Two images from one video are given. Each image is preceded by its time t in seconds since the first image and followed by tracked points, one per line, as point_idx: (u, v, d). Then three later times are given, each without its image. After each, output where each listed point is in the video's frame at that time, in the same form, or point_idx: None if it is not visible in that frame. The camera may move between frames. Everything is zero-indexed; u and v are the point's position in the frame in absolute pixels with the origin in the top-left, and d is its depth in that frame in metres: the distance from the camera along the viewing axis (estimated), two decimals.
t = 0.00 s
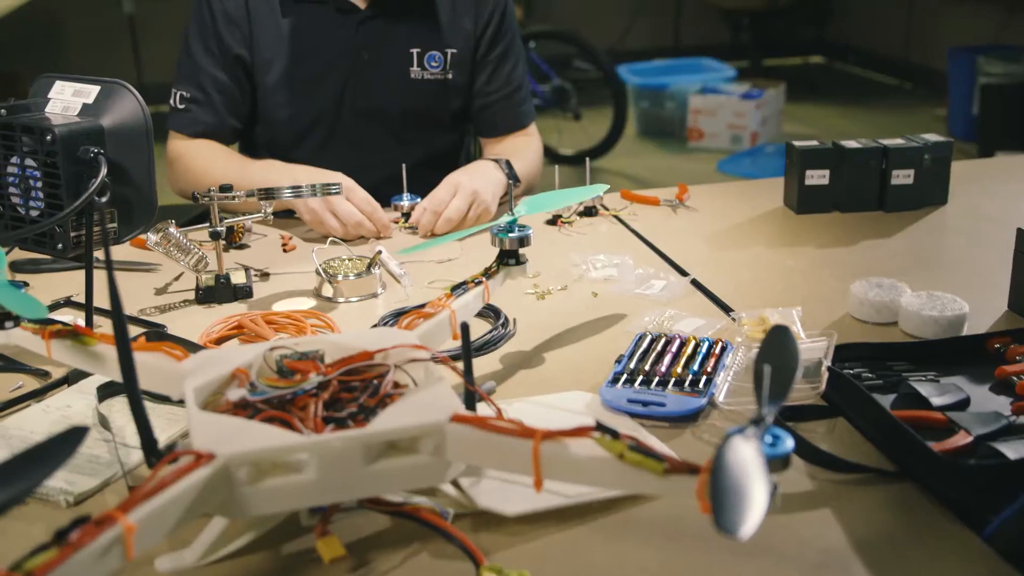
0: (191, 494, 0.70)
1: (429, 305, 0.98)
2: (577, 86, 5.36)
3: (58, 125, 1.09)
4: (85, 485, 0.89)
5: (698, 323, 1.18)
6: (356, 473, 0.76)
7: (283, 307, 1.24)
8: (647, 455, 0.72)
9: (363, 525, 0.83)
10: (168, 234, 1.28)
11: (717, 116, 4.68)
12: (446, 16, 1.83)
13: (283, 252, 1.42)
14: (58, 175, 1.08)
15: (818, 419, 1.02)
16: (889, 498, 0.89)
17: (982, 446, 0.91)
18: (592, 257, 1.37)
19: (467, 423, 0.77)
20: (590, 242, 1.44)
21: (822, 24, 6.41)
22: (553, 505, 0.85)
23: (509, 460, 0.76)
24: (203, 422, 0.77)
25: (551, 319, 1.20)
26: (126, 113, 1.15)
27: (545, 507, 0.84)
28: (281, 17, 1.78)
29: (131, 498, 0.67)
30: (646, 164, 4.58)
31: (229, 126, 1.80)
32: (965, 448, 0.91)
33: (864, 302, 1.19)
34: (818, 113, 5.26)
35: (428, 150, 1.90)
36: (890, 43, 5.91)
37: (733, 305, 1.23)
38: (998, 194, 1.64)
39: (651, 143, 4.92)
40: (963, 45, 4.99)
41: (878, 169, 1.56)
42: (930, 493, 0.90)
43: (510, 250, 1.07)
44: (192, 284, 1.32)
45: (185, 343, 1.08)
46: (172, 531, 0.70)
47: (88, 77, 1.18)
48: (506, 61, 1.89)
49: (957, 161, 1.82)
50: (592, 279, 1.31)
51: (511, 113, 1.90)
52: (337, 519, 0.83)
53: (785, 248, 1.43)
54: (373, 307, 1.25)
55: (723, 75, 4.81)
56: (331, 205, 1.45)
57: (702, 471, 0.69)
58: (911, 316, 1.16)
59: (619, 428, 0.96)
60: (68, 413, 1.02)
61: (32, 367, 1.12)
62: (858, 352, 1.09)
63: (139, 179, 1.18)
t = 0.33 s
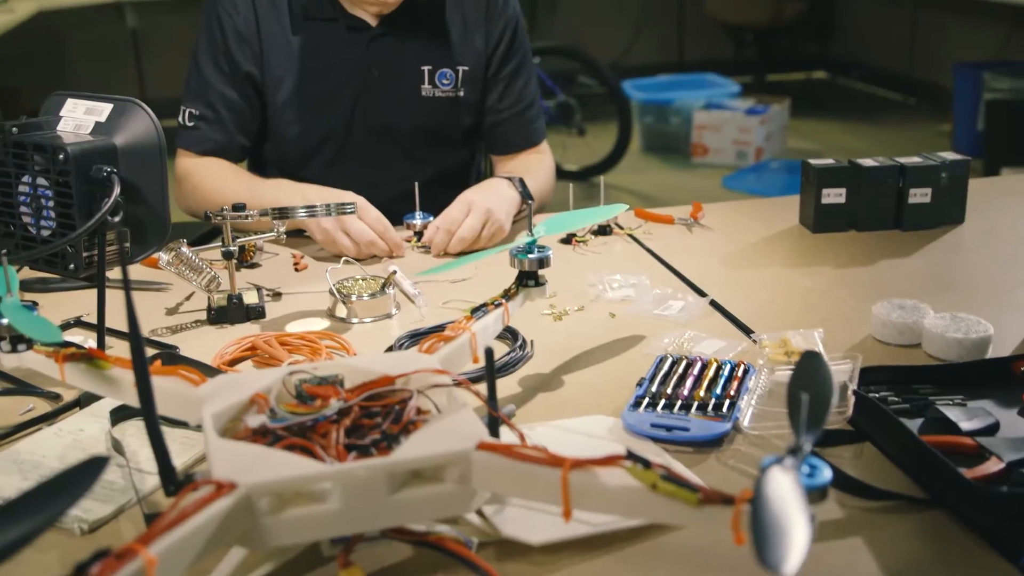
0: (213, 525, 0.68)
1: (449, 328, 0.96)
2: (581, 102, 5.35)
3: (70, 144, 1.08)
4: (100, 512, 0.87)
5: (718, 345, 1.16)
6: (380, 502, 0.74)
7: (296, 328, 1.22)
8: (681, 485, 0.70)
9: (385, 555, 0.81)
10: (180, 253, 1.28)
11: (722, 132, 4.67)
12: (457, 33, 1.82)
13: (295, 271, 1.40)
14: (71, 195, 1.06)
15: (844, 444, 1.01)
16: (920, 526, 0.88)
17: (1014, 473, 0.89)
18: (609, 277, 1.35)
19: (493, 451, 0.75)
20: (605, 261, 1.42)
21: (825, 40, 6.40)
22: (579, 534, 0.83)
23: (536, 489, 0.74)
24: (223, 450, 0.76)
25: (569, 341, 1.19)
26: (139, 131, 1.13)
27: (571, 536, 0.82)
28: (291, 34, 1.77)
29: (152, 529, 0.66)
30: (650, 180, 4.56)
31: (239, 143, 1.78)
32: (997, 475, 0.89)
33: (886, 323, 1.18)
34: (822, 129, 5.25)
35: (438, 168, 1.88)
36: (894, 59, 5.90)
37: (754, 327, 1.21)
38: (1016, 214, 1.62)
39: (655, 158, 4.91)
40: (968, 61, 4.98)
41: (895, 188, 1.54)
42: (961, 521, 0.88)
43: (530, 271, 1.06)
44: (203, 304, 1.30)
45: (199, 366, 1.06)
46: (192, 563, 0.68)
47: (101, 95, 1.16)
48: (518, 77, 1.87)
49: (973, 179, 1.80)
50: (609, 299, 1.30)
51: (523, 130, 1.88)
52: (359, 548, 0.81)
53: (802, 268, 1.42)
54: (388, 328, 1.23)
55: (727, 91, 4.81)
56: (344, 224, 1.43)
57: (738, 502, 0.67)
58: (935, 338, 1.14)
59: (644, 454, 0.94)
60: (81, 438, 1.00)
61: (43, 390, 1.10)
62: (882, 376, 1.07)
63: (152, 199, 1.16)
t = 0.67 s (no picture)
0: (233, 556, 0.67)
1: (468, 351, 0.95)
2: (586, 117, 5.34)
3: (82, 162, 1.06)
4: (114, 539, 0.85)
5: (737, 366, 1.15)
6: (403, 531, 0.73)
7: (310, 349, 1.21)
8: (714, 515, 0.68)
9: None
10: (192, 272, 1.27)
11: (726, 147, 4.66)
12: (468, 49, 1.81)
13: (306, 290, 1.38)
14: (83, 214, 1.05)
15: (869, 469, 0.99)
16: (950, 554, 0.86)
17: None
18: (625, 297, 1.34)
19: (519, 479, 0.73)
20: (620, 280, 1.40)
21: (828, 55, 6.40)
22: (606, 562, 0.81)
23: (563, 519, 0.72)
24: (242, 478, 0.74)
25: (587, 362, 1.17)
26: (153, 149, 1.12)
27: (598, 565, 0.81)
28: (301, 47, 1.75)
29: (170, 563, 0.64)
30: (655, 195, 4.55)
31: (247, 157, 1.77)
32: None
33: (908, 344, 1.16)
34: (826, 144, 5.24)
35: (450, 185, 1.87)
36: (897, 74, 5.89)
37: (774, 347, 1.20)
38: None
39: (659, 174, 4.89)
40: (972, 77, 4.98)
41: (911, 207, 1.53)
42: (993, 548, 0.86)
43: (549, 292, 1.04)
44: (215, 324, 1.29)
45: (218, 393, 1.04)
46: None
47: (113, 113, 1.15)
48: (530, 93, 1.86)
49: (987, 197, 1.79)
50: (625, 319, 1.28)
51: (537, 147, 1.86)
52: None
53: (819, 287, 1.40)
54: (402, 349, 1.21)
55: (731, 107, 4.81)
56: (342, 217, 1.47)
57: (773, 533, 0.66)
58: (958, 359, 1.13)
59: (667, 479, 0.92)
60: (92, 462, 0.98)
61: (54, 413, 1.08)
62: (906, 399, 1.05)
63: (165, 218, 1.14)
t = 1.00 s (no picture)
0: None
1: (488, 371, 0.93)
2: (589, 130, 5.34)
3: (94, 178, 1.05)
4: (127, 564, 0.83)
5: (757, 386, 1.13)
6: (428, 559, 0.71)
7: (323, 368, 1.19)
8: (746, 542, 0.66)
9: None
10: (203, 289, 1.25)
11: (730, 160, 4.66)
12: (481, 64, 1.80)
13: (317, 307, 1.37)
14: (94, 232, 1.03)
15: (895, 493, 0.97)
16: None
17: None
18: (640, 314, 1.32)
19: (546, 504, 0.72)
20: (635, 297, 1.39)
21: (831, 68, 6.39)
22: None
23: (590, 546, 0.71)
24: (262, 503, 0.72)
25: (605, 381, 1.15)
26: (165, 165, 1.10)
27: None
28: (310, 61, 1.74)
29: None
30: (658, 208, 4.54)
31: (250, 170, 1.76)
32: None
33: (930, 363, 1.14)
34: (829, 157, 5.23)
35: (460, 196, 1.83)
36: (900, 87, 5.89)
37: (795, 367, 1.18)
38: None
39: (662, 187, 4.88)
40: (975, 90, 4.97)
41: (927, 223, 1.51)
42: None
43: (567, 311, 1.03)
44: (225, 342, 1.27)
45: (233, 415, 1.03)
46: None
47: (124, 129, 1.13)
48: (544, 109, 1.85)
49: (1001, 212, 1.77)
50: (641, 337, 1.27)
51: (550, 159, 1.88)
52: None
53: (836, 304, 1.39)
54: (415, 368, 1.20)
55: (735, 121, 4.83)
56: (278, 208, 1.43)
57: (808, 562, 0.64)
58: (981, 378, 1.11)
59: (689, 502, 0.91)
60: (104, 484, 0.97)
61: (64, 434, 1.07)
62: (930, 420, 1.04)
63: (177, 235, 1.12)
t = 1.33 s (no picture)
0: None
1: (512, 402, 0.91)
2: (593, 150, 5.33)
3: (108, 202, 1.03)
4: None
5: (780, 414, 1.11)
6: None
7: (338, 395, 1.17)
8: None
9: None
10: (217, 315, 1.23)
11: (735, 180, 4.64)
12: (491, 79, 1.78)
13: (331, 331, 1.35)
14: (108, 256, 1.01)
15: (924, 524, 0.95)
16: None
17: None
18: (659, 339, 1.30)
19: (578, 540, 0.70)
20: (652, 322, 1.37)
21: (834, 89, 6.39)
22: None
23: None
24: (285, 538, 0.70)
25: (625, 409, 1.14)
26: (180, 190, 1.09)
27: None
28: (321, 80, 1.72)
29: None
30: (663, 228, 4.53)
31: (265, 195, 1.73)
32: None
33: (955, 390, 1.12)
34: (834, 177, 5.22)
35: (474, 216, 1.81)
36: (903, 108, 5.88)
37: (817, 394, 1.16)
38: None
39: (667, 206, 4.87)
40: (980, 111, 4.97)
41: (946, 246, 1.50)
42: None
43: (589, 338, 1.01)
44: (238, 367, 1.25)
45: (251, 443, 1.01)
46: None
47: (138, 152, 1.12)
48: (555, 122, 1.83)
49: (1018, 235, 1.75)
50: (660, 363, 1.25)
51: (562, 171, 1.85)
52: None
53: (856, 329, 1.37)
54: (431, 394, 1.18)
55: (739, 140, 4.90)
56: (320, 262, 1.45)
57: None
58: (1008, 407, 1.09)
59: (717, 534, 0.89)
60: (119, 514, 0.95)
61: (77, 462, 1.05)
62: (957, 449, 1.02)
63: (192, 259, 1.10)
